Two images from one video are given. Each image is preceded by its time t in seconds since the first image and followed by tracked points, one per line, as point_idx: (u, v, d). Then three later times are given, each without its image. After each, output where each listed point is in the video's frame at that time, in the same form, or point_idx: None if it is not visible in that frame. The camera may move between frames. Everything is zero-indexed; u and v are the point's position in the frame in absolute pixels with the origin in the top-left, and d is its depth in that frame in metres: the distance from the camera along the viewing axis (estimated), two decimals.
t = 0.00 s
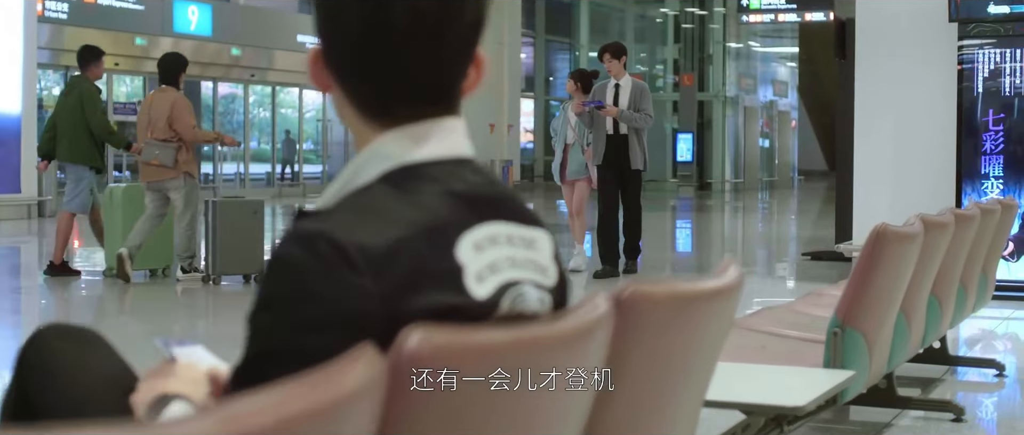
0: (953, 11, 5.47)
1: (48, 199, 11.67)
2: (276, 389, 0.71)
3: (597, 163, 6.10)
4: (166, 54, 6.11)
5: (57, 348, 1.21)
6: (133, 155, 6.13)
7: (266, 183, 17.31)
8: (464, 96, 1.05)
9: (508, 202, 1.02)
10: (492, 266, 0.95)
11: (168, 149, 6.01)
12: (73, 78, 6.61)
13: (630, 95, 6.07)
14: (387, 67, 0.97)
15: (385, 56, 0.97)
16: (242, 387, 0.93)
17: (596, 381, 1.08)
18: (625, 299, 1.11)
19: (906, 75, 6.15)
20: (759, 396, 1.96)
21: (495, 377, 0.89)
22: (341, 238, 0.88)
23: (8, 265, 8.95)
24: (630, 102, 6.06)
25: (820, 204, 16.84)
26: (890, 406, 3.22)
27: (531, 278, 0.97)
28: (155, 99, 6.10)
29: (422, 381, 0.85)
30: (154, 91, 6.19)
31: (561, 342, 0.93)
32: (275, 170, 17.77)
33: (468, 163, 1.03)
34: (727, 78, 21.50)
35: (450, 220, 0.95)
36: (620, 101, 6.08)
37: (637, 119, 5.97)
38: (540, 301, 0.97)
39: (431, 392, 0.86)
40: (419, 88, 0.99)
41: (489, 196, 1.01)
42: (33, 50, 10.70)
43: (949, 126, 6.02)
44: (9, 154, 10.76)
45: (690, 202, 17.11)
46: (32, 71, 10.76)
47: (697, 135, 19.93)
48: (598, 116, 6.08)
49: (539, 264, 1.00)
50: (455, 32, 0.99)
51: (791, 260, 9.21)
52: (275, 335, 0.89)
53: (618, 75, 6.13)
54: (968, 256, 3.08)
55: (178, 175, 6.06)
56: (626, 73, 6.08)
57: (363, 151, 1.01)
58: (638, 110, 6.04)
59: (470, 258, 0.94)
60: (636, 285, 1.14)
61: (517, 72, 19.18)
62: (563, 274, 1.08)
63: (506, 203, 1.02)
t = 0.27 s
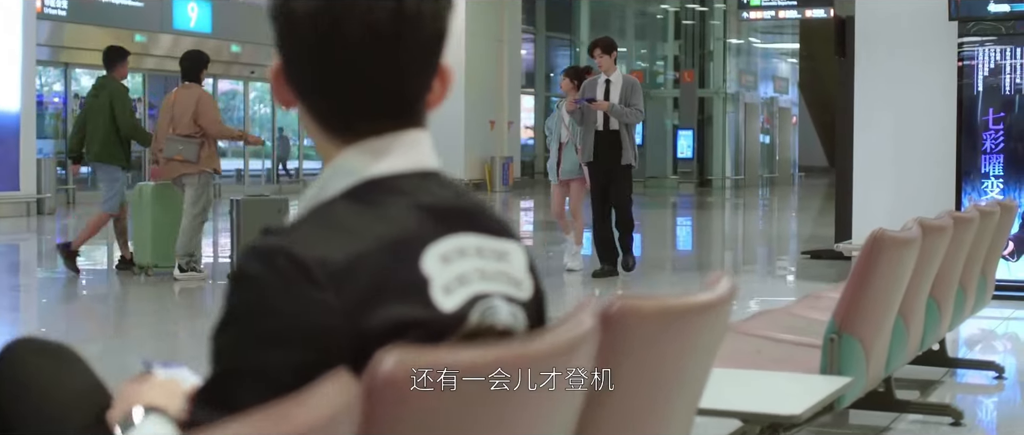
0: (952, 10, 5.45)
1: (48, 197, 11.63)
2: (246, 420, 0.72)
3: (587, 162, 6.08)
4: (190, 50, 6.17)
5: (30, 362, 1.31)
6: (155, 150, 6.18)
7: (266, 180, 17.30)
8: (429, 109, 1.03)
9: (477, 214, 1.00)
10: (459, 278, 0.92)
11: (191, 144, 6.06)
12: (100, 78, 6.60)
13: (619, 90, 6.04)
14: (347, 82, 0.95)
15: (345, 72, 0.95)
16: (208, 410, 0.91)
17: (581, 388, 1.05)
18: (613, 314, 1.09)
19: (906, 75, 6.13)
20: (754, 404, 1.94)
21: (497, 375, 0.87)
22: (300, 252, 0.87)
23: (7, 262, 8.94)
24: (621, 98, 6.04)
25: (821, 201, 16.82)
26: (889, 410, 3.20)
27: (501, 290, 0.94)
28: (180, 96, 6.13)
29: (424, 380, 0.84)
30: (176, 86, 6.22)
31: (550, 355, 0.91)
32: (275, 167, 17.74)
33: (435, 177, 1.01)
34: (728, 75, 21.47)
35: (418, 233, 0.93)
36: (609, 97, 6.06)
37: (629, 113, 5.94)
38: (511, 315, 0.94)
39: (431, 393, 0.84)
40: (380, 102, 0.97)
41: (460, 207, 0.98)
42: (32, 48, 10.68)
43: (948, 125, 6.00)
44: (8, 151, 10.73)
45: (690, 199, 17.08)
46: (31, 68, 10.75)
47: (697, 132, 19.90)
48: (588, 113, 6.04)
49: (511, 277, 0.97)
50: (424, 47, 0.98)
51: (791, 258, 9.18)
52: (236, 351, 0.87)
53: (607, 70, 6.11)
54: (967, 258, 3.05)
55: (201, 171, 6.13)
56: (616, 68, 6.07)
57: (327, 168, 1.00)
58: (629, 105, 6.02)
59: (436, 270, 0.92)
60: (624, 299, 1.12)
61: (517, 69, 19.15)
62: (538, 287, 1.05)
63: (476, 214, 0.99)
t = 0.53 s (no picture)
0: (957, 8, 5.41)
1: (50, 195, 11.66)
2: None
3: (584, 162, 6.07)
4: (218, 55, 6.16)
5: (7, 389, 1.34)
6: (189, 152, 6.26)
7: (270, 177, 17.26)
8: (401, 123, 1.03)
9: (454, 227, 0.99)
10: (431, 291, 0.90)
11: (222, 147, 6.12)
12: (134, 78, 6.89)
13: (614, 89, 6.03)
14: (312, 95, 0.96)
15: (309, 86, 0.95)
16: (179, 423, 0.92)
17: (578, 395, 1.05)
18: (605, 332, 1.07)
19: (908, 74, 6.11)
20: (750, 413, 1.92)
21: (496, 375, 0.88)
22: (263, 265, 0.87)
23: (9, 261, 8.92)
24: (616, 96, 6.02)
25: (825, 198, 16.76)
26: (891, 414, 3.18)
27: (476, 305, 0.93)
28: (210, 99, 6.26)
29: (423, 380, 0.85)
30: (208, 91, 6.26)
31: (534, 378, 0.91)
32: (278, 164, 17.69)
33: (407, 191, 1.00)
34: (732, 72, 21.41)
35: (390, 246, 0.92)
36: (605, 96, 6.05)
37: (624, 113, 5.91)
38: (487, 330, 0.93)
39: (433, 391, 0.85)
40: (348, 113, 0.97)
41: (439, 221, 0.98)
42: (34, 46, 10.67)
43: (948, 124, 5.98)
44: (10, 149, 10.71)
45: (695, 197, 17.02)
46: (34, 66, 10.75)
47: (702, 129, 19.82)
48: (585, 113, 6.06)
49: (488, 290, 0.96)
50: (397, 58, 0.97)
51: (795, 257, 9.13)
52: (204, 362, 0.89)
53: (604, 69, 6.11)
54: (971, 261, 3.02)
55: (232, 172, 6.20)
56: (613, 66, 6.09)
57: (298, 182, 1.00)
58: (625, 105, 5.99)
59: (406, 283, 0.90)
60: (615, 314, 1.10)
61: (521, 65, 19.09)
62: (521, 300, 1.04)
63: (449, 228, 0.97)
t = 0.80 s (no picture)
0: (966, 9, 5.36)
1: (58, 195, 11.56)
2: None
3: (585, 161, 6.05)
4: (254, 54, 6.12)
5: None
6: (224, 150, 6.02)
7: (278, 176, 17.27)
8: (391, 139, 1.01)
9: (452, 251, 0.96)
10: (419, 313, 0.88)
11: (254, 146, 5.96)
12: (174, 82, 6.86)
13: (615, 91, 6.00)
14: (297, 112, 0.94)
15: (293, 106, 0.94)
16: None
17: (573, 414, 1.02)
18: (601, 352, 1.05)
19: (917, 75, 6.07)
20: (754, 423, 1.89)
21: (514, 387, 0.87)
22: (249, 284, 0.86)
23: (17, 261, 8.93)
24: (617, 98, 5.98)
25: (835, 198, 16.69)
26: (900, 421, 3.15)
27: (467, 327, 0.90)
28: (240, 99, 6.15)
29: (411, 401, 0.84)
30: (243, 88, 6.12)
31: (527, 403, 0.88)
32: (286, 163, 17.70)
33: (402, 210, 0.98)
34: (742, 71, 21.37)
35: (381, 265, 0.89)
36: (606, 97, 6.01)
37: (624, 118, 5.87)
38: (478, 353, 0.90)
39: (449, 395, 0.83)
40: (336, 133, 0.95)
41: (434, 239, 0.96)
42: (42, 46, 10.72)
43: (957, 126, 5.94)
44: (18, 148, 10.76)
45: (703, 196, 16.97)
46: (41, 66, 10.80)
47: (710, 129, 19.77)
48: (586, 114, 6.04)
49: (480, 312, 0.93)
50: (386, 72, 0.95)
51: (802, 258, 9.09)
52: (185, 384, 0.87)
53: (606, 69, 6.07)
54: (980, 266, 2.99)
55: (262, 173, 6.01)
56: (615, 65, 6.04)
57: (286, 202, 0.98)
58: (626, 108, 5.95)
59: (393, 306, 0.87)
60: (614, 335, 1.07)
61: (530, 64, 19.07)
62: (516, 321, 1.01)
63: (441, 247, 0.95)
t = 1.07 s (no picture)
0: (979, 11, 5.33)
1: (66, 198, 11.54)
2: None
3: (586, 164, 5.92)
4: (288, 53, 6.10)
5: None
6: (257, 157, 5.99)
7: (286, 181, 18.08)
8: (390, 153, 0.98)
9: (456, 270, 0.94)
10: (417, 335, 0.85)
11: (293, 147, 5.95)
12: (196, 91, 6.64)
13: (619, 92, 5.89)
14: (294, 128, 0.90)
15: (287, 121, 0.90)
16: None
17: None
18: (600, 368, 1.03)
19: (929, 77, 6.03)
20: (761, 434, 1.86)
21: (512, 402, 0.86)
22: (237, 296, 0.83)
23: (26, 263, 8.95)
24: (620, 99, 5.87)
25: (845, 199, 16.63)
26: (909, 428, 3.11)
27: (467, 351, 0.88)
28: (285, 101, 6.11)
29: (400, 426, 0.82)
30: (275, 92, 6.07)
31: (530, 426, 0.86)
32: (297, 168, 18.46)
33: (405, 228, 0.95)
34: (751, 72, 21.33)
35: (379, 283, 0.87)
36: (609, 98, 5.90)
37: (625, 119, 5.75)
38: (476, 378, 0.88)
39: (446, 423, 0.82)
40: (333, 147, 0.91)
41: (440, 258, 0.93)
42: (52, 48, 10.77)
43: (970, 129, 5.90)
44: (26, 150, 10.80)
45: (713, 198, 16.92)
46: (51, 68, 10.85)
47: (720, 130, 19.72)
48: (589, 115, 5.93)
49: (483, 335, 0.91)
50: (386, 85, 0.92)
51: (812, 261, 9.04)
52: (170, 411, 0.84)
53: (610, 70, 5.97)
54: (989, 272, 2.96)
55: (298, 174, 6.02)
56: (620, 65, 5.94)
57: (281, 217, 0.94)
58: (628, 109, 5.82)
59: (391, 328, 0.85)
60: (614, 348, 1.06)
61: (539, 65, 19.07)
62: (518, 340, 0.99)
63: (442, 266, 0.92)
